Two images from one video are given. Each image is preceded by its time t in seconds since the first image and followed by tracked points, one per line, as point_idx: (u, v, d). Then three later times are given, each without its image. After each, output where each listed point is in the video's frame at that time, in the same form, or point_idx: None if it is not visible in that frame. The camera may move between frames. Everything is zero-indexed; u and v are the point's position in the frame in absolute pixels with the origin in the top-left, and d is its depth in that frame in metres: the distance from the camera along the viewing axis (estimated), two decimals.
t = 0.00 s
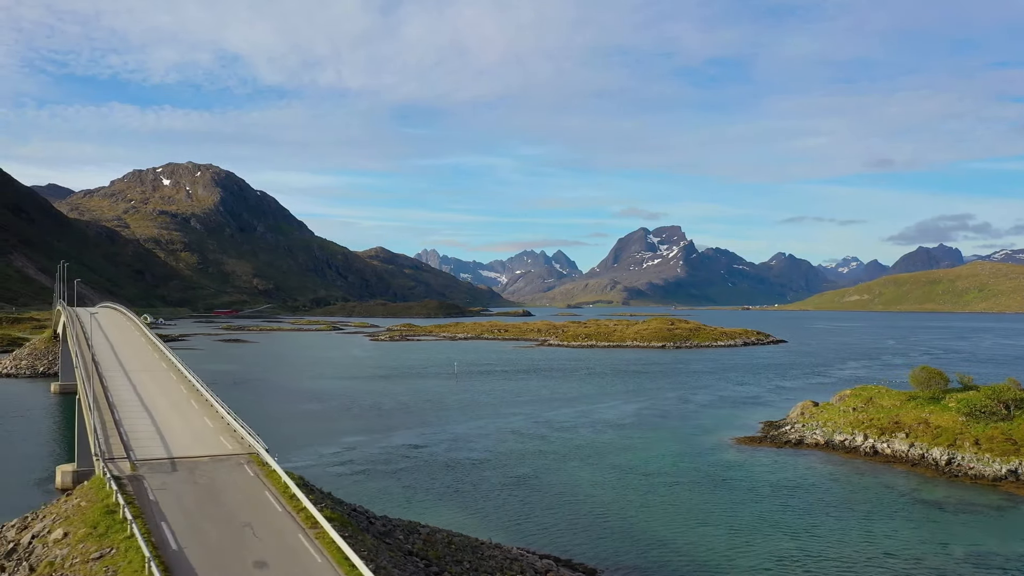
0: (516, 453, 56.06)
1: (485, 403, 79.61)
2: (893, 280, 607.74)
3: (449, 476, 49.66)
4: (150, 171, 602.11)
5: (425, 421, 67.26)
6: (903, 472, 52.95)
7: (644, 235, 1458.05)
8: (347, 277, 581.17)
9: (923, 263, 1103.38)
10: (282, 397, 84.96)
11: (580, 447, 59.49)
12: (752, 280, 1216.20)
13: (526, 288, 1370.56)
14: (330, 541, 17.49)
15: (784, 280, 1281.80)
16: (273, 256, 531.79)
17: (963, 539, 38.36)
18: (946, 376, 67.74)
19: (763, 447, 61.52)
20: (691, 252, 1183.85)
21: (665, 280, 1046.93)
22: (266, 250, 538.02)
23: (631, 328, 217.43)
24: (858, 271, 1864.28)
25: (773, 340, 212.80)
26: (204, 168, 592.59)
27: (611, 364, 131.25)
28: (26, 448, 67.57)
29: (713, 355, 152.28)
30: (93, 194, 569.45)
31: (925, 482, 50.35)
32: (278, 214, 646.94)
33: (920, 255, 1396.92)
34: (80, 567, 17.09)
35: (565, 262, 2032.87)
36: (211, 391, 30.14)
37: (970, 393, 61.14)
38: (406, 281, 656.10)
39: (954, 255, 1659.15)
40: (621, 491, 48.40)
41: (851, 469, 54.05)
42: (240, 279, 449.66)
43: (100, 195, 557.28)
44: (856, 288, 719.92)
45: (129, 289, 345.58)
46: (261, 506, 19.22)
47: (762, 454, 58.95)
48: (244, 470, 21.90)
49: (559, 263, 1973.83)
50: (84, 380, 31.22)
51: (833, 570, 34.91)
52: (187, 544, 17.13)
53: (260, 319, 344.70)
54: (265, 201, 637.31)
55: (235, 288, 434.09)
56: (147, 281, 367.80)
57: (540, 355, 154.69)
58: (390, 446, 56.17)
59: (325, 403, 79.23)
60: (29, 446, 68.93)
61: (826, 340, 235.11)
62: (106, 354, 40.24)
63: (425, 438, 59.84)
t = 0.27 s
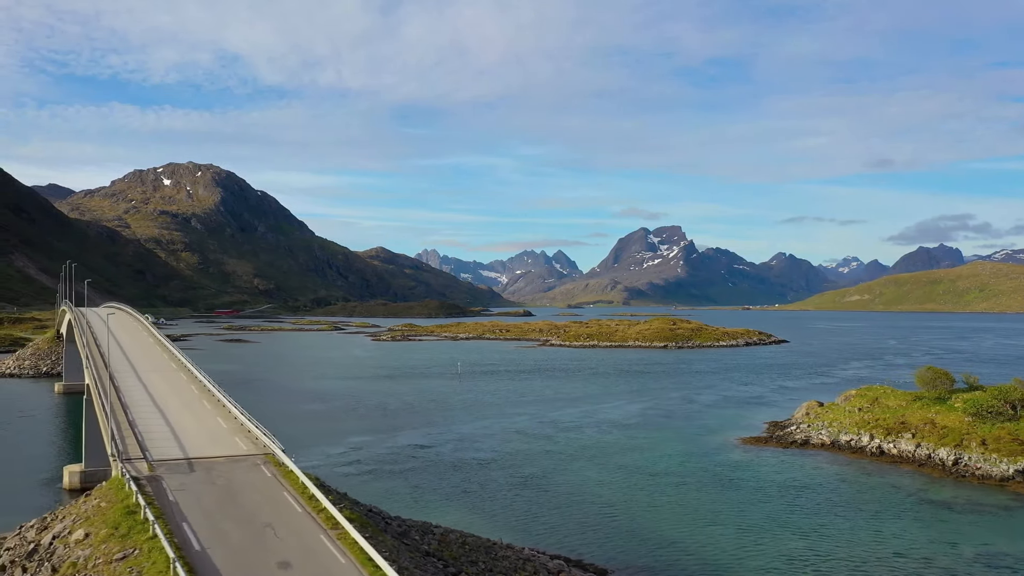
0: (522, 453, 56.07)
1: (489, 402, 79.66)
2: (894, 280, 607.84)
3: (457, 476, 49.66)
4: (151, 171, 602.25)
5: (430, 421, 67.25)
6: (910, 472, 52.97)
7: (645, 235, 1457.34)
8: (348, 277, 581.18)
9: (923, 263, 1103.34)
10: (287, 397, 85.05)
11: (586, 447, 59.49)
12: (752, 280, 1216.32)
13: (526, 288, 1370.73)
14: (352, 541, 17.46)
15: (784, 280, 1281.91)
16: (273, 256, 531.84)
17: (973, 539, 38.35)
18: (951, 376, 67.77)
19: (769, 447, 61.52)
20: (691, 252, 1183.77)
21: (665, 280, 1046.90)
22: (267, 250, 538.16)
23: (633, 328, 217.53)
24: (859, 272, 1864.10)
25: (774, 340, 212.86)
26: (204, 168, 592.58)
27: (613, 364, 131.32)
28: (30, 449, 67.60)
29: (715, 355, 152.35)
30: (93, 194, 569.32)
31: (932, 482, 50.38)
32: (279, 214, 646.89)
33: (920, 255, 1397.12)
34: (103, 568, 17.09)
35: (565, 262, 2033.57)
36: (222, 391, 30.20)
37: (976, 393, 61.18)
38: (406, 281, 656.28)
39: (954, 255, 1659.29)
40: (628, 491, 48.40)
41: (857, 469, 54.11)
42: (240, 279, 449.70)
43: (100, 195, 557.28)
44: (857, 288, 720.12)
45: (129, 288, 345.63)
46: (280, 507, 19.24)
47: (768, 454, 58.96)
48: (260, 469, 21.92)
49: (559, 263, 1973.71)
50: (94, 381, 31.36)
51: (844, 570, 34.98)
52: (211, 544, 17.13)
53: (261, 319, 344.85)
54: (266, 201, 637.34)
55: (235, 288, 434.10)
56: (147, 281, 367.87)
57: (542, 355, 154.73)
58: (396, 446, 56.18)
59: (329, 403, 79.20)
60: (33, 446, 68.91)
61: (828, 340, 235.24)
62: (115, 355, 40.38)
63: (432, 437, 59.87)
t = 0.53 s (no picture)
0: (529, 453, 56.03)
1: (493, 403, 79.75)
2: (894, 280, 607.86)
3: (464, 476, 49.63)
4: (151, 171, 602.33)
5: (435, 421, 67.30)
6: (916, 472, 53.05)
7: (645, 235, 1458.61)
8: (348, 277, 581.19)
9: (924, 263, 1102.49)
10: (291, 397, 85.22)
11: (592, 447, 59.53)
12: (752, 280, 1216.35)
13: (526, 288, 1370.79)
14: (373, 541, 17.48)
15: (784, 280, 1281.57)
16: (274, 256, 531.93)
17: (982, 539, 38.37)
18: (956, 376, 67.86)
19: (775, 447, 61.57)
20: (692, 252, 1183.36)
21: (666, 280, 1046.90)
22: (267, 250, 538.29)
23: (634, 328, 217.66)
24: (858, 272, 1861.29)
25: (776, 340, 212.98)
26: (205, 168, 592.65)
27: (616, 364, 131.45)
28: (35, 449, 67.72)
29: (717, 355, 152.54)
30: (94, 194, 569.51)
31: (939, 482, 50.45)
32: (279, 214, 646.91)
33: (920, 256, 1396.05)
34: (126, 568, 17.10)
35: (565, 262, 2032.60)
36: (234, 391, 30.28)
37: (982, 393, 61.21)
38: (407, 281, 656.35)
39: (954, 255, 1659.36)
40: (636, 491, 48.36)
41: (864, 469, 54.11)
42: (241, 279, 449.81)
43: (101, 195, 557.29)
44: (857, 288, 719.69)
45: (130, 288, 345.76)
46: (300, 507, 19.23)
47: (774, 454, 59.00)
48: (277, 469, 21.94)
49: (559, 264, 1972.55)
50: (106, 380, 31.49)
51: (855, 570, 34.97)
52: (234, 544, 17.14)
53: (262, 320, 345.10)
54: (266, 201, 637.46)
55: (236, 288, 434.14)
56: (148, 281, 367.96)
57: (545, 355, 154.88)
58: (403, 446, 56.17)
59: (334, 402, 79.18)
60: (38, 446, 68.99)
61: (829, 340, 235.17)
62: (125, 355, 40.49)
63: (437, 437, 59.85)
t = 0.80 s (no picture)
0: (535, 453, 56.07)
1: (497, 403, 79.87)
2: (895, 280, 607.29)
3: (472, 476, 49.62)
4: (152, 171, 602.52)
5: (440, 421, 67.35)
6: (923, 472, 53.06)
7: (645, 235, 1458.52)
8: (349, 277, 581.31)
9: (924, 263, 1101.60)
10: (295, 397, 85.34)
11: (599, 447, 59.58)
12: (753, 279, 1215.96)
13: (526, 288, 1370.80)
14: (396, 541, 17.52)
15: (785, 280, 1281.22)
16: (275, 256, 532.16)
17: (993, 539, 38.39)
18: (961, 375, 67.82)
19: (780, 447, 61.56)
20: (692, 252, 1182.40)
21: (666, 280, 1046.69)
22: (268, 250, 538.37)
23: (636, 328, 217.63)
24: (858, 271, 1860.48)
25: (778, 340, 212.90)
26: (205, 168, 592.82)
27: (619, 364, 131.50)
28: (40, 450, 67.90)
29: (719, 355, 152.56)
30: (95, 194, 569.85)
31: (946, 481, 50.48)
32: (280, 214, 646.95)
33: (920, 256, 1395.19)
34: (149, 567, 17.12)
35: (566, 262, 2032.71)
36: (246, 391, 30.38)
37: (988, 393, 61.16)
38: (407, 281, 656.24)
39: (955, 255, 1658.73)
40: (643, 491, 48.36)
41: (870, 470, 54.11)
42: (242, 280, 450.02)
43: (101, 195, 557.53)
44: (858, 288, 718.95)
45: (131, 288, 345.97)
46: (319, 507, 19.28)
47: (780, 454, 58.95)
48: (295, 470, 22.01)
49: (560, 264, 1972.30)
50: (118, 380, 31.65)
51: (865, 570, 34.99)
52: (256, 544, 17.15)
53: (263, 320, 345.29)
54: (267, 201, 637.66)
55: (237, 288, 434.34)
56: (149, 281, 368.21)
57: (547, 356, 154.95)
58: (409, 446, 56.18)
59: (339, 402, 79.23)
60: (43, 447, 69.11)
61: (831, 340, 234.94)
62: (135, 355, 40.64)
63: (443, 437, 59.92)
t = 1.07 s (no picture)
0: (542, 454, 56.09)
1: (502, 403, 79.98)
2: (896, 280, 606.78)
3: (479, 476, 49.63)
4: (153, 171, 602.57)
5: (445, 421, 67.40)
6: (929, 472, 53.10)
7: (645, 235, 1458.11)
8: (350, 277, 581.39)
9: (925, 262, 1100.65)
10: (299, 397, 85.43)
11: (605, 447, 59.63)
12: (753, 279, 1215.52)
13: (527, 288, 1370.89)
14: (415, 541, 17.71)
15: (785, 280, 1280.88)
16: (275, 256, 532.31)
17: (1003, 538, 38.42)
18: (967, 375, 67.76)
19: (786, 447, 61.60)
20: (692, 252, 1182.42)
21: (666, 280, 1046.32)
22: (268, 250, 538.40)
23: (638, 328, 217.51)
24: (859, 271, 1859.68)
25: (780, 340, 212.82)
26: (206, 168, 593.09)
27: (622, 364, 131.49)
28: (46, 450, 67.84)
29: (722, 355, 152.49)
30: (95, 194, 570.14)
31: (953, 482, 50.52)
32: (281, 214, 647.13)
33: (920, 256, 1394.57)
34: (172, 568, 17.26)
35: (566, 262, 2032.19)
36: (258, 392, 30.57)
37: (994, 393, 61.15)
38: (408, 281, 656.38)
39: (955, 255, 1658.35)
40: (651, 491, 48.43)
41: (876, 470, 54.16)
42: (243, 280, 450.07)
43: (102, 195, 557.79)
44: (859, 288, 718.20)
45: (132, 288, 346.18)
46: (338, 507, 19.36)
47: (786, 454, 58.94)
48: (311, 470, 22.16)
49: (560, 264, 1971.82)
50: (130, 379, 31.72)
51: (876, 570, 35.19)
52: (276, 543, 17.24)
53: (264, 320, 345.35)
54: (268, 201, 637.80)
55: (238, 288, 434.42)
56: (150, 281, 368.33)
57: (549, 356, 155.01)
58: (416, 446, 56.24)
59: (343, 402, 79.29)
60: (49, 447, 69.11)
61: (832, 340, 234.92)
62: (144, 355, 40.85)
63: (449, 438, 59.91)
